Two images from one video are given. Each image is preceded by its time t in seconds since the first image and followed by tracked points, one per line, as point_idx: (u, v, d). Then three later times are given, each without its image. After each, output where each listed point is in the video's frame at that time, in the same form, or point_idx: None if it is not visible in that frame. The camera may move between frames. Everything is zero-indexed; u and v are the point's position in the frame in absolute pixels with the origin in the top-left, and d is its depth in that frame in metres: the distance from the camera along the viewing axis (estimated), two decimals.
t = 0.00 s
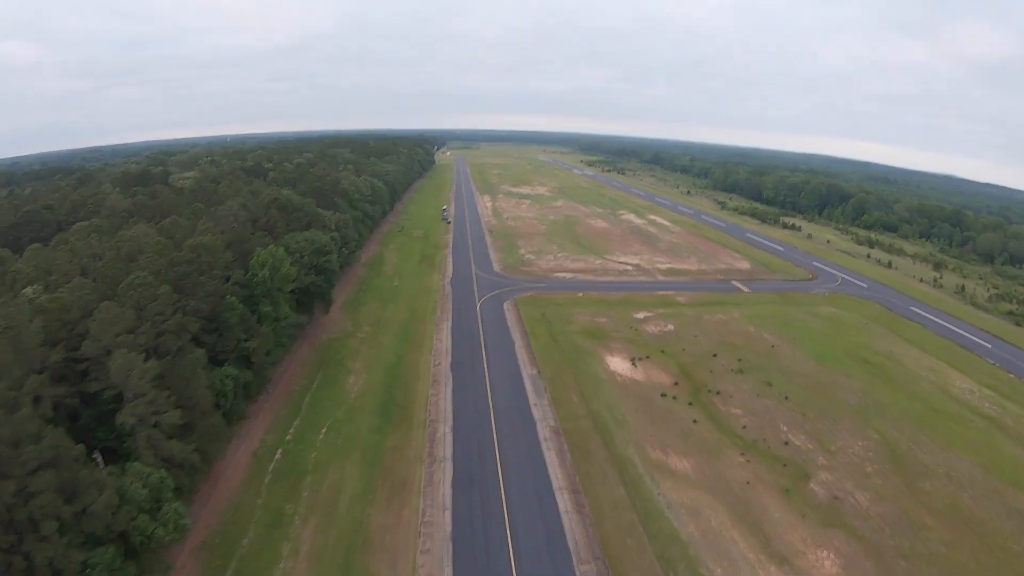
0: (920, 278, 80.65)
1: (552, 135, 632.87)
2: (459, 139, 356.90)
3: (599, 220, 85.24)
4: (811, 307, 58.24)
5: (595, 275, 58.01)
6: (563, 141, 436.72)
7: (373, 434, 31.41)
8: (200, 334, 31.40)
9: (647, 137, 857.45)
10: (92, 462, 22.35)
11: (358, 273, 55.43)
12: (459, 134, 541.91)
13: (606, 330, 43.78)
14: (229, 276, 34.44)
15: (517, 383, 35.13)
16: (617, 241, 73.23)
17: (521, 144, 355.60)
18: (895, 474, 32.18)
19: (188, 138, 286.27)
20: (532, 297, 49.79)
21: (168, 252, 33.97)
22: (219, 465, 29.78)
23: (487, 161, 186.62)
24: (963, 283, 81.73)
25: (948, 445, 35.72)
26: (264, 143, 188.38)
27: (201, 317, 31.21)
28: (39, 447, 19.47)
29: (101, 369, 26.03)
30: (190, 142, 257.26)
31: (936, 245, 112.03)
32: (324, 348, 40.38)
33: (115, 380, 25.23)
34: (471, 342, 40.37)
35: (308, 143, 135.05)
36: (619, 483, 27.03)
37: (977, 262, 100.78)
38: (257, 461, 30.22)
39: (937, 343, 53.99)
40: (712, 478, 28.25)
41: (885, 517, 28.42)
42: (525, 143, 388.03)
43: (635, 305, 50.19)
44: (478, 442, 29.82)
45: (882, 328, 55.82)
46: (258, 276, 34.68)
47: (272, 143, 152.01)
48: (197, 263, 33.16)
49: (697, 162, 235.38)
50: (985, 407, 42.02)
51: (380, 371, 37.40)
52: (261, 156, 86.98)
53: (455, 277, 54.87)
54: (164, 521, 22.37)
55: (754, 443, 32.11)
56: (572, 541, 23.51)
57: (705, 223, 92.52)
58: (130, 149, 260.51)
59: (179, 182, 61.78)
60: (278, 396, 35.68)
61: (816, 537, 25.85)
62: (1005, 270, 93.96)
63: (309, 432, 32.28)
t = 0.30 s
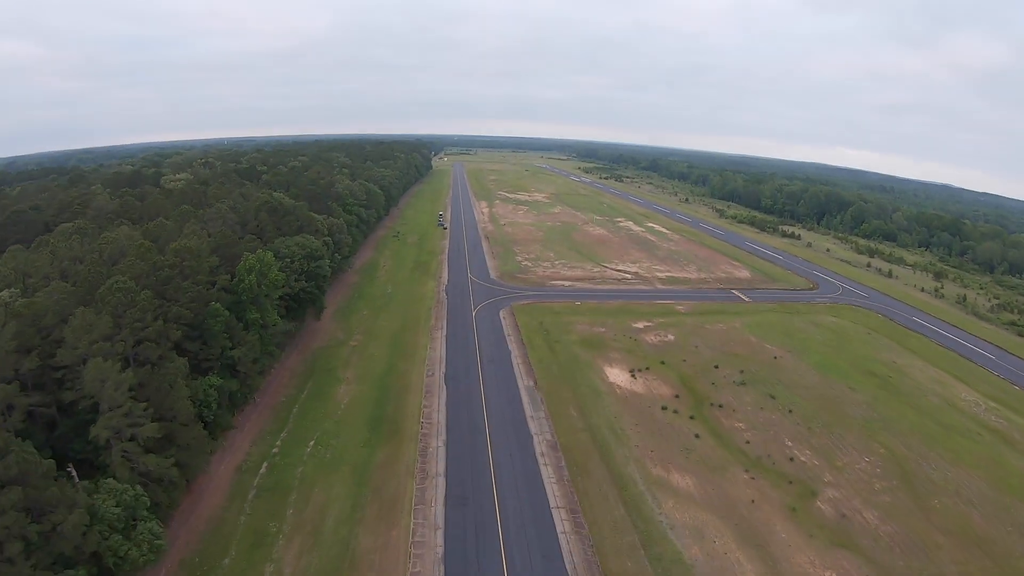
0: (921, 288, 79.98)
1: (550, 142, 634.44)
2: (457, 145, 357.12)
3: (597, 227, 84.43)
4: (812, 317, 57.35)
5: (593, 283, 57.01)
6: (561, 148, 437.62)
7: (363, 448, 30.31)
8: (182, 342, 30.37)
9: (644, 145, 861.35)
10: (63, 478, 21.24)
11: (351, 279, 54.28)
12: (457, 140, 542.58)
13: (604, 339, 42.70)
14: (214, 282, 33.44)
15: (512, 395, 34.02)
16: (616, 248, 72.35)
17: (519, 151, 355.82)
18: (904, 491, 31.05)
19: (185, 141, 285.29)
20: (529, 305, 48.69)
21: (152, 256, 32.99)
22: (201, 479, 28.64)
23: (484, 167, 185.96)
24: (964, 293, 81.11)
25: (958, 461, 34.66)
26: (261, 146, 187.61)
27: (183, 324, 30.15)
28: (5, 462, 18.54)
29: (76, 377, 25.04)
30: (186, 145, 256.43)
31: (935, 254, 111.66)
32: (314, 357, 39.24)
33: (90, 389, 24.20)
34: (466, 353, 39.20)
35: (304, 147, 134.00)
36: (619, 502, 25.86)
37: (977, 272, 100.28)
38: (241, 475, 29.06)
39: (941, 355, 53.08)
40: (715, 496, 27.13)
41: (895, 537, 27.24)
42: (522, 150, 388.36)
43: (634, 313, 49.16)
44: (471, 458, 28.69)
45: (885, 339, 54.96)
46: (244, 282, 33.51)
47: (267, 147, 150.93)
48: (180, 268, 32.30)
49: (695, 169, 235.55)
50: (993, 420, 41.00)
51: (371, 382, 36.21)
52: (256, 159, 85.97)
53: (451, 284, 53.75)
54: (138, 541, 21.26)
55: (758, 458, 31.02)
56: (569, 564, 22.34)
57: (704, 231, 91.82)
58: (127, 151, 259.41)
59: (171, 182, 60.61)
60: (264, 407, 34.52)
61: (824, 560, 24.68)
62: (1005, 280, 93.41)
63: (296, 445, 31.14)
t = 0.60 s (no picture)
0: (921, 298, 79.38)
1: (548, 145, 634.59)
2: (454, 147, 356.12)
3: (594, 231, 83.49)
4: (812, 326, 56.46)
5: (590, 288, 55.93)
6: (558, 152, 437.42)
7: (349, 457, 29.03)
8: (162, 344, 29.04)
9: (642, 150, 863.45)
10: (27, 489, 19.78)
11: (342, 279, 53.00)
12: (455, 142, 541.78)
13: (601, 347, 41.58)
14: (198, 282, 32.11)
15: (506, 404, 32.82)
16: (613, 253, 71.39)
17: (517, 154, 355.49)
18: (910, 509, 29.96)
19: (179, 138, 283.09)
20: (524, 310, 47.55)
21: (133, 253, 31.61)
22: (179, 487, 27.27)
23: (482, 169, 185.08)
24: (964, 304, 80.53)
25: (964, 478, 33.66)
26: (257, 143, 185.98)
27: (163, 325, 28.81)
28: None
29: (46, 380, 23.69)
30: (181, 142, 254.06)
31: (933, 264, 111.31)
32: (301, 360, 37.93)
33: (60, 394, 22.84)
34: (459, 359, 37.96)
35: (300, 145, 132.71)
36: (616, 520, 24.68)
37: (976, 283, 99.88)
38: (222, 483, 27.72)
39: (943, 368, 52.24)
40: (717, 514, 25.96)
41: (901, 558, 26.11)
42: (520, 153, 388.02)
43: (632, 320, 48.11)
44: (462, 470, 27.45)
45: (886, 350, 54.14)
46: (228, 282, 32.14)
47: (263, 144, 149.59)
48: (162, 266, 30.98)
49: (693, 175, 235.47)
50: (997, 435, 40.08)
51: (360, 387, 34.89)
52: (249, 155, 84.61)
53: (445, 287, 52.52)
54: (107, 557, 19.96)
55: (760, 474, 29.91)
56: None
57: (702, 237, 91.06)
58: (124, 147, 257.85)
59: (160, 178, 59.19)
60: (248, 412, 33.20)
61: None
62: (1004, 292, 93.00)
63: (279, 453, 29.80)
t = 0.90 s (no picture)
0: (920, 309, 78.74)
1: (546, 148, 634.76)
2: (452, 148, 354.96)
3: (590, 234, 82.49)
4: (811, 335, 55.59)
5: (586, 292, 54.81)
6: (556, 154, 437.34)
7: (334, 465, 27.74)
8: (140, 343, 27.65)
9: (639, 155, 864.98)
10: None
11: (332, 278, 51.69)
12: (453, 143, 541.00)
13: (597, 353, 40.45)
14: (179, 279, 30.74)
15: (499, 412, 31.60)
16: (609, 257, 70.38)
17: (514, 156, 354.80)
18: (915, 527, 28.90)
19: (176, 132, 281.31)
20: (518, 313, 46.38)
21: (111, 248, 30.26)
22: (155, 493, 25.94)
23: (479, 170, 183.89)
24: (963, 316, 79.99)
25: (970, 495, 32.69)
26: (252, 139, 184.30)
27: (140, 324, 27.43)
28: None
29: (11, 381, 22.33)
30: (177, 136, 252.27)
31: (931, 274, 110.98)
32: (287, 361, 36.62)
33: (26, 396, 21.47)
34: (450, 363, 36.73)
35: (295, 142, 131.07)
36: (612, 536, 23.50)
37: (974, 294, 99.56)
38: (200, 489, 26.38)
39: (943, 380, 51.47)
40: (717, 532, 24.81)
41: None
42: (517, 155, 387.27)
43: (629, 326, 47.02)
44: (451, 481, 26.22)
45: (886, 361, 53.31)
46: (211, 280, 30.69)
47: (258, 140, 147.87)
48: (142, 262, 29.52)
49: (690, 181, 235.08)
50: (1000, 450, 39.14)
51: (347, 391, 33.62)
52: (242, 150, 83.15)
53: (437, 288, 51.27)
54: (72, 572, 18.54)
55: (760, 489, 28.82)
56: None
57: (699, 243, 90.20)
58: (116, 140, 254.85)
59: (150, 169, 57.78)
60: (231, 415, 31.87)
61: None
62: (1001, 303, 92.58)
63: (260, 459, 28.47)
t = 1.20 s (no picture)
0: (906, 322, 78.96)
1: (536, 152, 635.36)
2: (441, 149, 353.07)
3: (576, 239, 81.58)
4: (798, 346, 55.12)
5: (572, 298, 53.78)
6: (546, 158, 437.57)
7: (306, 474, 26.28)
8: (103, 342, 25.93)
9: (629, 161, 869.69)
10: None
11: (312, 277, 50.06)
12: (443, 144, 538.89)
13: (582, 360, 39.39)
14: (148, 275, 29.03)
15: (480, 421, 30.37)
16: (595, 262, 69.50)
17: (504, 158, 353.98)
18: (907, 547, 28.15)
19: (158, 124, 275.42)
20: (502, 318, 45.17)
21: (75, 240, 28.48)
22: (115, 502, 24.24)
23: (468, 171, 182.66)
24: (949, 329, 80.41)
25: (960, 513, 32.12)
26: (236, 133, 181.00)
27: (104, 322, 25.73)
28: None
29: None
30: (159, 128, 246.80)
31: (916, 287, 111.93)
32: (261, 363, 35.00)
33: None
34: (431, 368, 35.40)
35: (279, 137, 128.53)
36: (597, 555, 22.35)
37: (957, 308, 100.45)
38: (164, 498, 24.74)
39: (930, 394, 51.29)
40: (706, 551, 23.76)
41: None
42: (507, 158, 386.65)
43: (615, 333, 46.04)
44: (429, 494, 24.90)
45: (873, 374, 52.99)
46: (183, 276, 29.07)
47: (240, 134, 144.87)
48: (107, 255, 27.82)
49: (678, 188, 235.96)
50: (987, 467, 38.77)
51: (323, 395, 32.14)
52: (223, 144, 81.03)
53: (420, 291, 49.90)
54: None
55: (749, 506, 27.88)
56: None
57: (686, 250, 89.79)
58: (94, 129, 248.23)
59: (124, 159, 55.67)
60: (200, 419, 30.17)
61: None
62: (987, 318, 93.71)
63: (228, 465, 26.90)
